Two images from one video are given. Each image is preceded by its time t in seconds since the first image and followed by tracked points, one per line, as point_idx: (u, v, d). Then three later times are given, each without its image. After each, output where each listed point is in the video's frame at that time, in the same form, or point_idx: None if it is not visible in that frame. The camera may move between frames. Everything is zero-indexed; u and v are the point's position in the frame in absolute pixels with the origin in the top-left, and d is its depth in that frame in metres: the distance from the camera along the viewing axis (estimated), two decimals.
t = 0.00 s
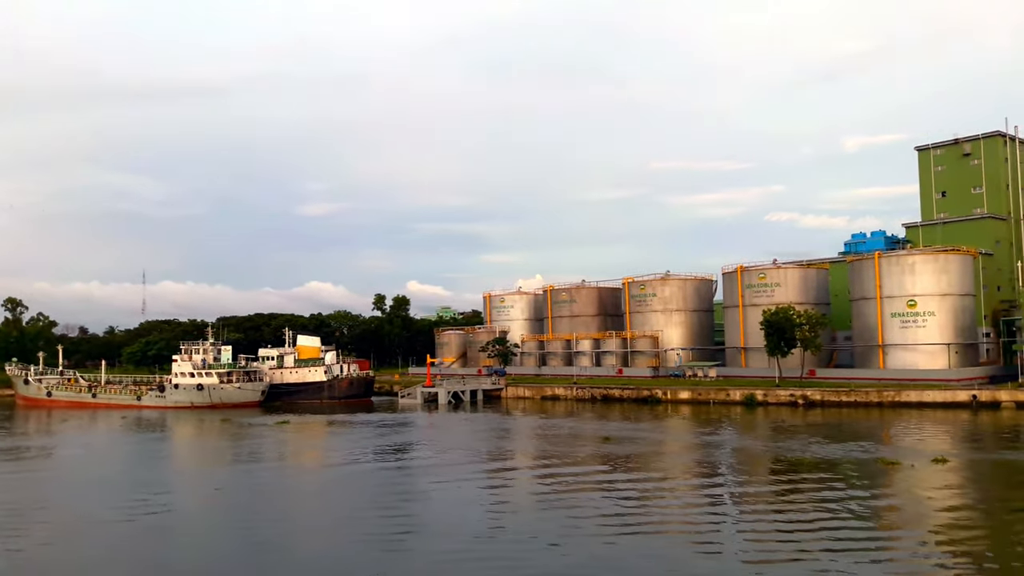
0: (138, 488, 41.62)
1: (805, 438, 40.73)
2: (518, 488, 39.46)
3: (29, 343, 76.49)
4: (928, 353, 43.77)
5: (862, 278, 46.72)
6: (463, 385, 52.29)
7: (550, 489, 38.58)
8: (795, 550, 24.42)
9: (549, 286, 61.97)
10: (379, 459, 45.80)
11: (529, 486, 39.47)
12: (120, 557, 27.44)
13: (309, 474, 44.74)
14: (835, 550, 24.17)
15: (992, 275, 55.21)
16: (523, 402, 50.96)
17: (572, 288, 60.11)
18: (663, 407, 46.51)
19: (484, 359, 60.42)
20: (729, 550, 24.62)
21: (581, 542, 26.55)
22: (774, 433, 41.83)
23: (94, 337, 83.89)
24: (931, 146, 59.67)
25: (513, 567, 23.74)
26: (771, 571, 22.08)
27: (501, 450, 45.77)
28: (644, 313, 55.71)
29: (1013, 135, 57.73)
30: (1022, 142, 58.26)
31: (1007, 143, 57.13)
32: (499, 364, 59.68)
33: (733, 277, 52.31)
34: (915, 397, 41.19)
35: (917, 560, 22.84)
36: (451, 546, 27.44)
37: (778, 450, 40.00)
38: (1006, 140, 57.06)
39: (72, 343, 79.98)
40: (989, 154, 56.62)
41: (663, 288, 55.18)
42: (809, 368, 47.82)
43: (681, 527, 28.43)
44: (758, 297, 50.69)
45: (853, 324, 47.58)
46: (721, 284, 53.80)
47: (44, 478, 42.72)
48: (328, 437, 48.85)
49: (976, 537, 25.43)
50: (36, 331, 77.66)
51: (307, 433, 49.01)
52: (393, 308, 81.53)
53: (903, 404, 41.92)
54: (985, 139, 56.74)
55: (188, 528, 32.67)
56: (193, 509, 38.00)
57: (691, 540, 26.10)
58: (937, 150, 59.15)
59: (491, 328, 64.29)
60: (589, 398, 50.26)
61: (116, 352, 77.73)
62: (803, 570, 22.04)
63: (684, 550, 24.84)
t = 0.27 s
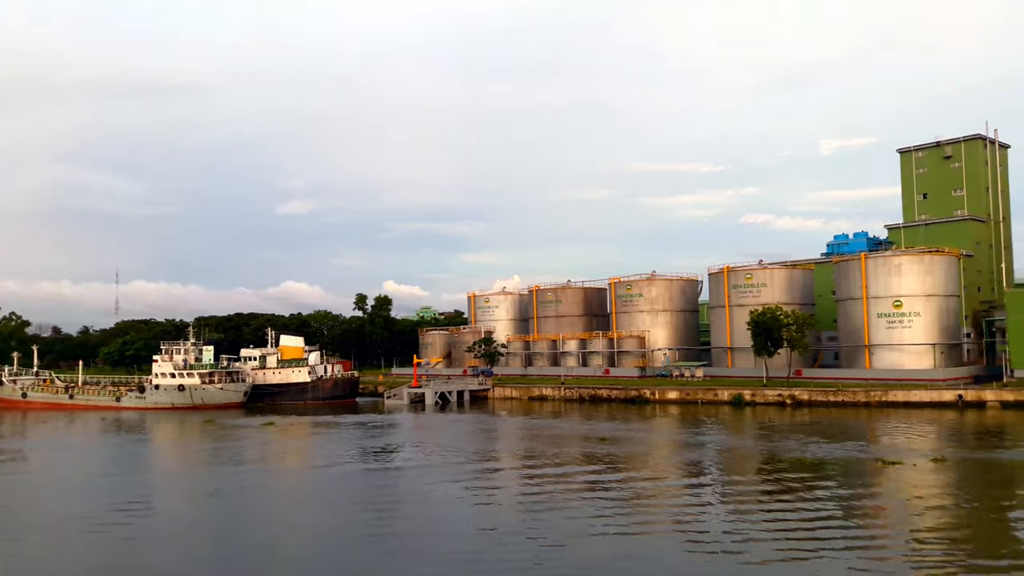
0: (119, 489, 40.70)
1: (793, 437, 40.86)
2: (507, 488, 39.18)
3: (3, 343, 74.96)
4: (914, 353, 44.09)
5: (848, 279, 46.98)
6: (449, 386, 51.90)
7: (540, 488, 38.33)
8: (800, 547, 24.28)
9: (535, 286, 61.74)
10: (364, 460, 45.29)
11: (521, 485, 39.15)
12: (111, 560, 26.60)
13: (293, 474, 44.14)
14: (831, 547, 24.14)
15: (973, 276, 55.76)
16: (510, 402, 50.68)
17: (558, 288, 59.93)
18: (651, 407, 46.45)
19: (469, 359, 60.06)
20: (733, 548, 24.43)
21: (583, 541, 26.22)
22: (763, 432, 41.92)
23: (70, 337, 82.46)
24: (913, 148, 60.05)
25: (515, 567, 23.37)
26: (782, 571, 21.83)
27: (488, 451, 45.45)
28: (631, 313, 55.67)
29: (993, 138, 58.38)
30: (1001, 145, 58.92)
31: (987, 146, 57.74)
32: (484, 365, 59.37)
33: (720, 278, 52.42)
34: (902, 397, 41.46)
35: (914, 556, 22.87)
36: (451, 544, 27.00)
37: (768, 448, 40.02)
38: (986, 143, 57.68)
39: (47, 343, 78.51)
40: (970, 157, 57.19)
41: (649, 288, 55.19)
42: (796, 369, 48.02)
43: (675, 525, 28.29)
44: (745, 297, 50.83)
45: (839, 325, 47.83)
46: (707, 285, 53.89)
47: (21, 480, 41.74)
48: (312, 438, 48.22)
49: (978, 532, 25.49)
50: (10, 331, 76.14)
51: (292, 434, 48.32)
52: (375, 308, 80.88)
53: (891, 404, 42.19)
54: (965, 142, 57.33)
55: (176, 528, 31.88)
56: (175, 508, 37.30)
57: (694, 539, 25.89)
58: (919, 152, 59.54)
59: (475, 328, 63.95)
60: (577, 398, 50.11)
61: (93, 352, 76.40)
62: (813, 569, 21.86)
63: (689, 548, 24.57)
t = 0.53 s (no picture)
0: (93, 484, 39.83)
1: (776, 436, 41.03)
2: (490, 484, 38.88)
3: None
4: (894, 353, 44.51)
5: (830, 279, 47.34)
6: (432, 384, 51.50)
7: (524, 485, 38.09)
8: (797, 541, 24.18)
9: (516, 285, 61.54)
10: (345, 457, 44.75)
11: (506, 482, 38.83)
12: (92, 558, 25.79)
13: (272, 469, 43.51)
14: (820, 540, 24.20)
15: (949, 277, 56.46)
16: (493, 401, 50.41)
17: (539, 286, 59.78)
18: (635, 406, 46.43)
19: (451, 358, 59.72)
20: (731, 542, 24.25)
21: (572, 536, 26.01)
22: (746, 430, 42.07)
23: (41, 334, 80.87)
24: (891, 151, 60.69)
25: (505, 562, 23.13)
26: (772, 563, 21.81)
27: (470, 449, 45.13)
28: (613, 312, 55.67)
29: (969, 141, 59.14)
30: (977, 148, 59.71)
31: (963, 149, 58.50)
32: (466, 363, 59.04)
33: (702, 277, 52.61)
34: (884, 396, 41.85)
35: (904, 548, 22.94)
36: (445, 540, 26.57)
37: (753, 446, 40.09)
38: (963, 146, 58.42)
39: (17, 340, 76.92)
40: (947, 160, 57.90)
41: (631, 287, 55.23)
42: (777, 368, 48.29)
43: (661, 520, 28.19)
44: (727, 297, 51.05)
45: (821, 325, 48.14)
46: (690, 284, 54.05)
47: None
48: (292, 435, 47.60)
49: (967, 527, 25.57)
50: None
51: (271, 432, 47.64)
52: (353, 306, 80.23)
53: (872, 404, 42.49)
54: (942, 145, 58.02)
55: (157, 525, 31.08)
56: (152, 501, 36.63)
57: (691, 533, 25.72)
58: (897, 154, 60.20)
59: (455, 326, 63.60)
60: (560, 397, 50.00)
61: (65, 349, 74.99)
62: (814, 562, 21.73)
63: (687, 542, 24.36)
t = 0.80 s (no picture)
0: (72, 484, 39.12)
1: (762, 435, 41.26)
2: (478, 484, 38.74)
3: None
4: (878, 354, 45.01)
5: (814, 280, 47.76)
6: (417, 385, 51.24)
7: (512, 484, 37.99)
8: (800, 540, 24.23)
9: (500, 285, 61.42)
10: (330, 457, 44.36)
11: (494, 482, 38.70)
12: (78, 558, 25.32)
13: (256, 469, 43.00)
14: (812, 538, 24.35)
15: (928, 279, 57.22)
16: (479, 402, 50.26)
17: (524, 287, 59.70)
18: (622, 406, 46.50)
19: (435, 358, 59.46)
20: (733, 541, 24.25)
21: (565, 535, 25.95)
22: (733, 430, 42.28)
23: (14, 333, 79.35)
24: (871, 153, 61.39)
25: (500, 561, 23.02)
26: (768, 560, 21.89)
27: (457, 449, 44.94)
28: (598, 313, 55.75)
29: (947, 145, 59.98)
30: (955, 152, 60.58)
31: (941, 153, 59.32)
32: (450, 364, 58.83)
33: (687, 278, 52.85)
34: (869, 396, 42.30)
35: (895, 547, 23.14)
36: (438, 539, 26.40)
37: (742, 446, 40.29)
38: (941, 149, 59.24)
39: None
40: (926, 163, 58.69)
41: (616, 288, 55.33)
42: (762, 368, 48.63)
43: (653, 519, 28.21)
44: (711, 297, 51.33)
45: (805, 325, 48.55)
46: (675, 285, 54.25)
47: None
48: (276, 436, 47.10)
49: (957, 525, 25.84)
50: None
51: (255, 433, 47.11)
52: (333, 305, 79.63)
53: (858, 404, 42.90)
54: (921, 148, 58.77)
55: (149, 527, 30.50)
56: (134, 502, 36.06)
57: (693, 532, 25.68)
58: (877, 157, 60.90)
59: (438, 327, 63.35)
60: (547, 397, 49.99)
61: (39, 349, 73.67)
62: (815, 560, 21.83)
63: (689, 542, 24.33)
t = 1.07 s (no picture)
0: (47, 493, 37.90)
1: (752, 434, 40.93)
2: (465, 486, 38.02)
3: None
4: (866, 352, 44.93)
5: (801, 279, 47.61)
6: (402, 389, 50.43)
7: (501, 487, 37.31)
8: (800, 537, 23.83)
9: (483, 287, 60.74)
10: (313, 462, 43.42)
11: (482, 484, 38.00)
12: (54, 566, 24.35)
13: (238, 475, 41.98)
14: (813, 535, 23.96)
15: (911, 276, 57.38)
16: (464, 405, 49.55)
17: (507, 288, 59.07)
18: (610, 407, 46.02)
19: (418, 361, 58.64)
20: (739, 539, 23.71)
21: (561, 537, 25.35)
22: (722, 430, 41.94)
23: None
24: (853, 152, 61.53)
25: (497, 562, 22.39)
26: (770, 557, 21.46)
27: (443, 453, 44.18)
28: (583, 314, 55.27)
29: (928, 143, 60.28)
30: (936, 150, 60.89)
31: (922, 151, 59.59)
32: (434, 367, 58.04)
33: (672, 278, 52.54)
34: (858, 394, 42.17)
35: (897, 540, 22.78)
36: (430, 543, 25.71)
37: (732, 445, 39.92)
38: (922, 147, 59.51)
39: None
40: (907, 161, 58.92)
41: (601, 288, 54.87)
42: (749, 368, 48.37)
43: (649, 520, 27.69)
44: (698, 297, 51.04)
45: (791, 324, 48.42)
46: (660, 285, 53.91)
47: None
48: (258, 442, 46.06)
49: (956, 517, 25.56)
50: None
51: (236, 439, 46.05)
52: (312, 309, 78.42)
53: (847, 402, 42.75)
54: (903, 147, 59.03)
55: (133, 535, 29.44)
56: (112, 510, 34.98)
57: (696, 531, 25.03)
58: (859, 156, 61.05)
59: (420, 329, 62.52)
60: (534, 399, 49.41)
61: (10, 357, 71.82)
62: (818, 556, 21.43)
63: (694, 540, 23.73)
